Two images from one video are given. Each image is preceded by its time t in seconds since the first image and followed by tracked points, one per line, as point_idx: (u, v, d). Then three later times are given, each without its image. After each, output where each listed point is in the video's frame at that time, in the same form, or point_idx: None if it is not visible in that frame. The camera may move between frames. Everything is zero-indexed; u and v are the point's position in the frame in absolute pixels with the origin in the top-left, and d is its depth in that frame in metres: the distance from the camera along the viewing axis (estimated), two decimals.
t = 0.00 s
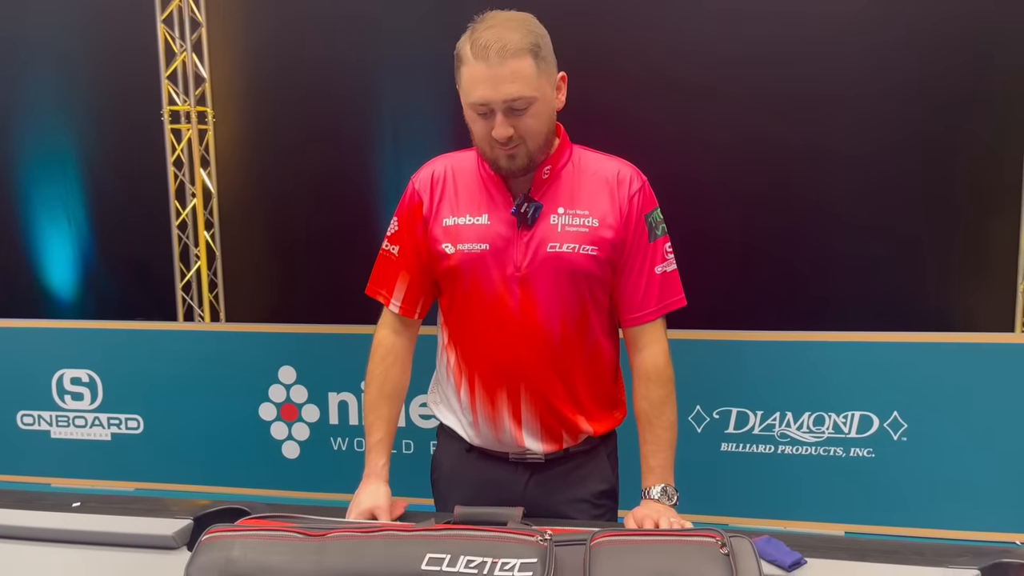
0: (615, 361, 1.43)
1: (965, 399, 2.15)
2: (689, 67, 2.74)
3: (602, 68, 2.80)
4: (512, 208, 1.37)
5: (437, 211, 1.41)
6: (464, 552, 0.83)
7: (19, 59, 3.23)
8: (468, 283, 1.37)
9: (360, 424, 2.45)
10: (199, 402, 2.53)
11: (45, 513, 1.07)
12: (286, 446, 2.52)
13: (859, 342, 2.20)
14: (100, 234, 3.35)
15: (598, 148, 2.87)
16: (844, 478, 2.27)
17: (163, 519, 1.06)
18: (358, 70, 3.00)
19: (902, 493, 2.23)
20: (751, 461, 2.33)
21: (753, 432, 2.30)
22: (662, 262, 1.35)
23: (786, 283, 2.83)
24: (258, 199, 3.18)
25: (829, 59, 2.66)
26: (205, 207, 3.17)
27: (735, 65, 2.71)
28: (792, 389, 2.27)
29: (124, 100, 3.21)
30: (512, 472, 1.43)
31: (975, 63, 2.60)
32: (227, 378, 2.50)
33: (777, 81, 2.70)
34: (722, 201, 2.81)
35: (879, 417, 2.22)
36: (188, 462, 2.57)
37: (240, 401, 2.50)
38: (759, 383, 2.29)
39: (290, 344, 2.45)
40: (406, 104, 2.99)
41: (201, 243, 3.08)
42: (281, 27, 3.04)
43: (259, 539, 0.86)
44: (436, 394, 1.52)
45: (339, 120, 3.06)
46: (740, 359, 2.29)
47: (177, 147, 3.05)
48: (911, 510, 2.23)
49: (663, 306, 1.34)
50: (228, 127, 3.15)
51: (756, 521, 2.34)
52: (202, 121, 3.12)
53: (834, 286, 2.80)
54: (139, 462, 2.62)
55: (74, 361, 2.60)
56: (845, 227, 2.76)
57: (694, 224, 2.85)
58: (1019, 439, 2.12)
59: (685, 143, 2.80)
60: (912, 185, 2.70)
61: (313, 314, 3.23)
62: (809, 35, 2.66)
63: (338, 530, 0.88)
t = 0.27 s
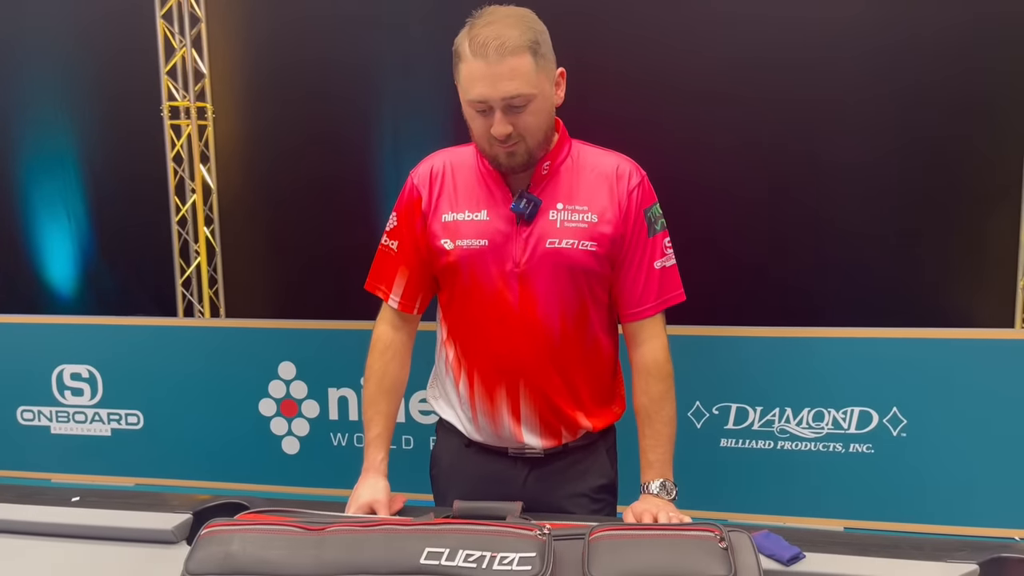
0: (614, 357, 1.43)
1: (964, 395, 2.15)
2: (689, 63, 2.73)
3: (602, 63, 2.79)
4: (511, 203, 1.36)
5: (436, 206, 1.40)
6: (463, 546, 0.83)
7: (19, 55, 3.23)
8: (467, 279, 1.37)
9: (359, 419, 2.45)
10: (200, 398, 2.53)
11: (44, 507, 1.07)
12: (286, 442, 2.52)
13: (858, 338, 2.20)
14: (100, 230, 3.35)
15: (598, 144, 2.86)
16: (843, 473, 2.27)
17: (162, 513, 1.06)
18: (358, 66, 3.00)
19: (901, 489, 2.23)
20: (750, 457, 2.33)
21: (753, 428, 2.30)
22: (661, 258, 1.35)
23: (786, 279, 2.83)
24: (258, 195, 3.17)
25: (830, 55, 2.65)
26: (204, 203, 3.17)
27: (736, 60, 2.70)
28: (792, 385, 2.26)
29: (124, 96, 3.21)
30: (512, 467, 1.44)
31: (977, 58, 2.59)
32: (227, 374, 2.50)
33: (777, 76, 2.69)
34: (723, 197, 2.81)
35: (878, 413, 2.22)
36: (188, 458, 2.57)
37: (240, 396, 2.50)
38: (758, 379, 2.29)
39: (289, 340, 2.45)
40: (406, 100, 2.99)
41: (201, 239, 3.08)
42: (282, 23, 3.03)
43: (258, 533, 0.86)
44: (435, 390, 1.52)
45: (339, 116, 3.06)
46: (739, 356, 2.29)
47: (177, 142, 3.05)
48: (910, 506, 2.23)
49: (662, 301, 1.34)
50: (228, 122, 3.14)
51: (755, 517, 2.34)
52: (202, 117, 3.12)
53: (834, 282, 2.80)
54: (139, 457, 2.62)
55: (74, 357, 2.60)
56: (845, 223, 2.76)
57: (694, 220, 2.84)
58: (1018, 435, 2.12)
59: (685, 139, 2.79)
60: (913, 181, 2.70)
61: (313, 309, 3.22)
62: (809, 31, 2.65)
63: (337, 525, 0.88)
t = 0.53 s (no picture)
0: (613, 356, 1.43)
1: (963, 394, 2.15)
2: (689, 62, 2.73)
3: (602, 62, 2.79)
4: (510, 204, 1.37)
5: (435, 207, 1.41)
6: (463, 545, 0.83)
7: (19, 54, 3.22)
8: (466, 279, 1.37)
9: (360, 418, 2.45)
10: (200, 396, 2.53)
11: (44, 506, 1.08)
12: (286, 440, 2.52)
13: (857, 337, 2.20)
14: (100, 229, 3.35)
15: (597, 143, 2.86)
16: (842, 472, 2.28)
17: (162, 512, 1.07)
18: (358, 65, 3.00)
19: (901, 488, 2.24)
20: (749, 455, 2.33)
21: (752, 426, 2.31)
22: (660, 258, 1.35)
23: (785, 278, 2.84)
24: (258, 194, 3.17)
25: (829, 53, 2.65)
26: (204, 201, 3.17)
27: (736, 59, 2.70)
28: (791, 383, 2.27)
29: (124, 95, 3.21)
30: (511, 466, 1.44)
31: (976, 58, 2.60)
32: (227, 372, 2.51)
33: (776, 75, 2.69)
34: (722, 196, 2.81)
35: (878, 412, 2.22)
36: (187, 456, 2.58)
37: (239, 395, 2.51)
38: (758, 378, 2.29)
39: (290, 338, 2.46)
40: (406, 99, 2.99)
41: (201, 238, 3.07)
42: (282, 22, 3.03)
43: (258, 532, 0.86)
44: (434, 389, 1.53)
45: (339, 115, 3.06)
46: (739, 354, 2.29)
47: (177, 140, 3.04)
48: (909, 505, 2.23)
49: (661, 301, 1.34)
50: (227, 121, 3.14)
51: (755, 515, 2.34)
52: (202, 116, 3.12)
53: (833, 281, 2.80)
54: (139, 456, 2.63)
55: (74, 355, 2.61)
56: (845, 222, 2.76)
57: (693, 218, 2.85)
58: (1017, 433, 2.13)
59: (685, 138, 2.79)
60: (913, 179, 2.70)
61: (312, 308, 3.23)
62: (809, 30, 2.65)
63: (336, 523, 0.88)
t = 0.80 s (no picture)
0: (614, 356, 1.44)
1: (963, 394, 2.15)
2: (689, 61, 2.74)
3: (603, 62, 2.79)
4: (512, 205, 1.37)
5: (436, 208, 1.41)
6: (465, 543, 0.83)
7: (20, 54, 3.23)
8: (468, 280, 1.38)
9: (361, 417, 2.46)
10: (201, 395, 2.54)
11: (47, 504, 1.08)
12: (288, 439, 2.53)
13: (857, 336, 2.20)
14: (101, 228, 3.36)
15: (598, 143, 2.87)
16: (843, 471, 2.28)
17: (165, 510, 1.07)
18: (359, 64, 3.00)
19: (901, 487, 2.24)
20: (750, 454, 2.34)
21: (753, 426, 2.31)
22: (661, 258, 1.35)
23: (785, 278, 2.84)
24: (258, 194, 3.18)
25: (829, 53, 2.66)
26: (205, 201, 3.18)
27: (736, 59, 2.71)
28: (791, 383, 2.27)
29: (125, 94, 3.21)
30: (512, 465, 1.44)
31: (976, 57, 2.60)
32: (228, 371, 2.51)
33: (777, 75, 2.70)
34: (722, 195, 2.82)
35: (878, 411, 2.22)
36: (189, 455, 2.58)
37: (241, 394, 2.51)
38: (758, 377, 2.30)
39: (291, 338, 2.46)
40: (407, 98, 2.99)
41: (201, 236, 3.08)
42: (282, 22, 3.03)
43: (261, 529, 0.86)
44: (434, 389, 1.53)
45: (340, 114, 3.06)
46: (740, 353, 2.30)
47: (177, 140, 3.05)
48: (909, 504, 2.24)
49: (662, 301, 1.34)
50: (228, 120, 3.14)
51: (755, 515, 2.35)
52: (203, 115, 3.13)
53: (834, 280, 2.81)
54: (140, 454, 2.63)
55: (75, 354, 2.61)
56: (845, 222, 2.76)
57: (694, 218, 2.85)
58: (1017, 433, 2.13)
59: (685, 137, 2.80)
60: (913, 179, 2.70)
61: (313, 307, 3.23)
62: (809, 29, 2.65)
63: (339, 522, 0.89)
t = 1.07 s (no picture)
0: (614, 356, 1.44)
1: (963, 394, 2.15)
2: (689, 61, 2.74)
3: (602, 62, 2.79)
4: (514, 206, 1.37)
5: (437, 209, 1.41)
6: (465, 543, 0.83)
7: (21, 53, 3.23)
8: (468, 280, 1.38)
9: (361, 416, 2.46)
10: (201, 395, 2.54)
11: (48, 504, 1.08)
12: (288, 439, 2.53)
13: (857, 336, 2.21)
14: (101, 227, 3.36)
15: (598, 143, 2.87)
16: (843, 471, 2.28)
17: (166, 510, 1.07)
18: (360, 64, 3.00)
19: (901, 487, 2.24)
20: (749, 454, 2.34)
21: (753, 426, 2.31)
22: (661, 258, 1.36)
23: (785, 278, 2.84)
24: (259, 194, 3.18)
25: (829, 53, 2.66)
26: (205, 200, 3.19)
27: (736, 59, 2.71)
28: (791, 383, 2.27)
29: (125, 94, 3.21)
30: (512, 465, 1.44)
31: (975, 57, 2.61)
32: (228, 371, 2.51)
33: (776, 75, 2.70)
34: (722, 195, 2.82)
35: (878, 411, 2.23)
36: (189, 454, 2.59)
37: (241, 394, 2.51)
38: (757, 377, 2.30)
39: (291, 337, 2.46)
40: (407, 98, 2.99)
41: (201, 236, 3.12)
42: (283, 22, 3.04)
43: (262, 529, 0.87)
44: (434, 389, 1.53)
45: (340, 114, 3.06)
46: (740, 353, 2.30)
47: (178, 140, 3.09)
48: (909, 504, 2.24)
49: (662, 301, 1.35)
50: (228, 120, 3.14)
51: (755, 514, 2.35)
52: (203, 115, 3.14)
53: (833, 280, 2.81)
54: (141, 454, 2.64)
55: (76, 354, 2.62)
56: (845, 222, 2.77)
57: (693, 218, 2.85)
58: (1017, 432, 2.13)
59: (685, 137, 2.80)
60: (912, 179, 2.71)
61: (313, 307, 3.23)
62: (808, 29, 2.66)
63: (339, 521, 0.89)
